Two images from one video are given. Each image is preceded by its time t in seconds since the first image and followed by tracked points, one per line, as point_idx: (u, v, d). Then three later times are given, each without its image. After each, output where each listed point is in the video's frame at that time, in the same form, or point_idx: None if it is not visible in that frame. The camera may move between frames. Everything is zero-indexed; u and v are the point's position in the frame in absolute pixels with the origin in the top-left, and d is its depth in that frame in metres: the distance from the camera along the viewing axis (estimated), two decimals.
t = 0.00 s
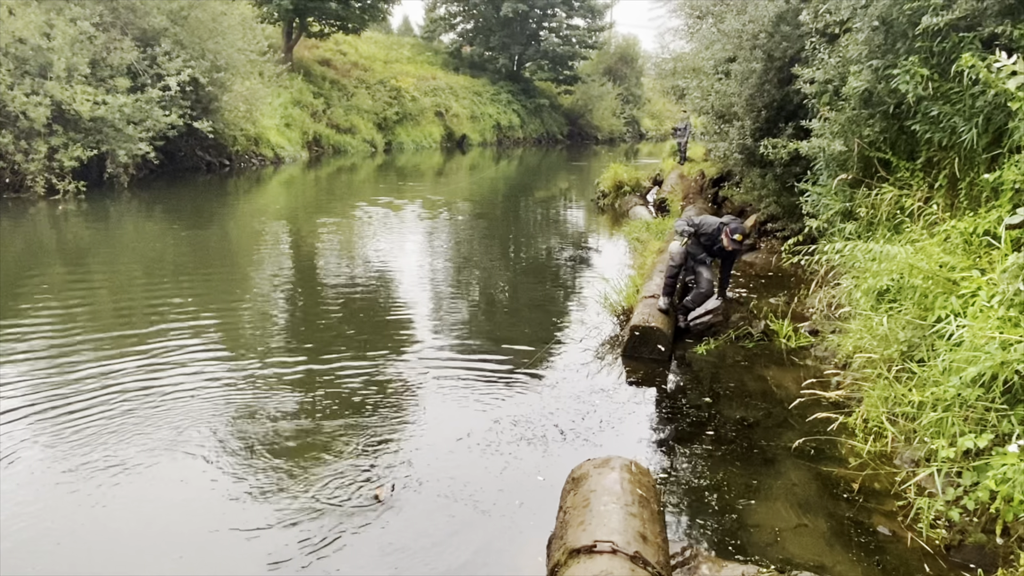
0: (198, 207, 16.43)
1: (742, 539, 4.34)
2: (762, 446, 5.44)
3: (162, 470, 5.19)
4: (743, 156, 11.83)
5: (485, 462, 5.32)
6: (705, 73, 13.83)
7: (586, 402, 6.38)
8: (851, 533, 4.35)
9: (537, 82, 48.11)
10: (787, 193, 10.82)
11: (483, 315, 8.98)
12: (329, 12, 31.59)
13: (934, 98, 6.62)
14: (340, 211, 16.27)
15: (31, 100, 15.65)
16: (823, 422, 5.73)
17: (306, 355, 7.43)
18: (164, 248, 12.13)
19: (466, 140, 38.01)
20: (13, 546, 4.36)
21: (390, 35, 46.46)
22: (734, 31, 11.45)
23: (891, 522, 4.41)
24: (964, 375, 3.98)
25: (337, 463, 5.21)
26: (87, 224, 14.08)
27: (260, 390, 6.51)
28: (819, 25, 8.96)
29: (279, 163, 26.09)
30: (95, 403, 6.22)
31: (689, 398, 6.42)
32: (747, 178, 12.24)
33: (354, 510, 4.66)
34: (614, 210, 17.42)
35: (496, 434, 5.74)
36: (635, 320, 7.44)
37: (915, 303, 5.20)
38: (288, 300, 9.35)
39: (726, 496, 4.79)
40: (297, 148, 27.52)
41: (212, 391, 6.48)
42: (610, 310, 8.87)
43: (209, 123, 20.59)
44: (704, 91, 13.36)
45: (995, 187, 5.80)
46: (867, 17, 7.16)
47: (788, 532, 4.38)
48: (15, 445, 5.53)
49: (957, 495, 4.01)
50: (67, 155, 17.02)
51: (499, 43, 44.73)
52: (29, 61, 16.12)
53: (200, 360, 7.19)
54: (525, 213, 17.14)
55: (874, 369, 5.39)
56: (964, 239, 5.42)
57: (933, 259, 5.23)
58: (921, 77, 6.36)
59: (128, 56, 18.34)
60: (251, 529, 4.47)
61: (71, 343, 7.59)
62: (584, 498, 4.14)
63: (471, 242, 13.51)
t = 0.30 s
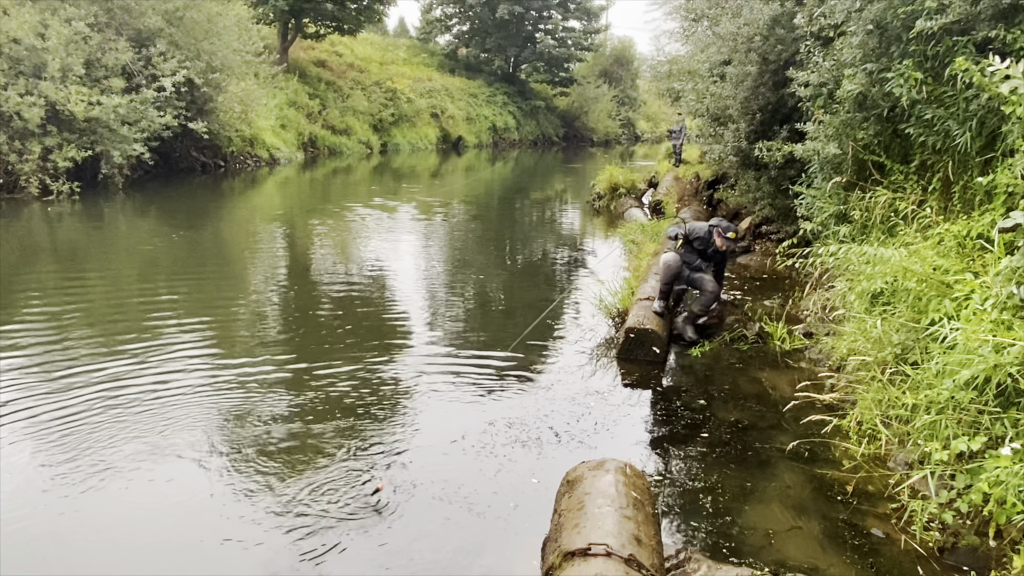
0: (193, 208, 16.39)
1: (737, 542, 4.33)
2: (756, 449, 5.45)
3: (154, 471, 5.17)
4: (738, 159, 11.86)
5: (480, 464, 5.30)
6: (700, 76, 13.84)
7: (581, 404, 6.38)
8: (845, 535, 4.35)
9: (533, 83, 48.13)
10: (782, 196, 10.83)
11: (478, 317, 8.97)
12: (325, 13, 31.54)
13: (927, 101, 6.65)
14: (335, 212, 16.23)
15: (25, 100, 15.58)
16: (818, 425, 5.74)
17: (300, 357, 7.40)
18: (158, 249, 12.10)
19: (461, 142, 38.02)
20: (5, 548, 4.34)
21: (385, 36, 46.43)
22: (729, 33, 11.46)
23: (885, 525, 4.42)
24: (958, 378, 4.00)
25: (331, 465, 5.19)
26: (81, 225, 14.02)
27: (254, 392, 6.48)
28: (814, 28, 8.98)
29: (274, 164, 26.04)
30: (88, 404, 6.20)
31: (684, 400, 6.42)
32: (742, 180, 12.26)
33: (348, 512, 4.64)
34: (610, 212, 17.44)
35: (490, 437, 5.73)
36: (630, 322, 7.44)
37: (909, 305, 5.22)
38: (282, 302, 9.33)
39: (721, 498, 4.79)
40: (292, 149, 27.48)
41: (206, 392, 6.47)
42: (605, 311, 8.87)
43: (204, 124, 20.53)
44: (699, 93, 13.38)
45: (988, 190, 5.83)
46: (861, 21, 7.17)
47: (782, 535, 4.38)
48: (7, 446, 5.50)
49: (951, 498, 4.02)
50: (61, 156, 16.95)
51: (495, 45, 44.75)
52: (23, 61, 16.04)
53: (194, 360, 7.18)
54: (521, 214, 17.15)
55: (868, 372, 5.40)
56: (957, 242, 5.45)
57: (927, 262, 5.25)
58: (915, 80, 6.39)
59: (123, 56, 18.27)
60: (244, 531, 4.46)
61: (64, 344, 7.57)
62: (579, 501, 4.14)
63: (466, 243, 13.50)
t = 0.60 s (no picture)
0: (188, 208, 16.34)
1: (732, 543, 4.34)
2: (752, 450, 5.45)
3: (150, 472, 5.16)
4: (734, 161, 11.89)
5: (475, 465, 5.30)
6: (696, 77, 13.86)
7: (577, 405, 6.38)
8: (840, 536, 4.36)
9: (529, 85, 48.15)
10: (778, 198, 10.86)
11: (474, 318, 8.97)
12: (321, 13, 31.49)
13: (923, 104, 6.68)
14: (331, 213, 16.20)
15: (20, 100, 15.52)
16: (813, 426, 5.76)
17: (296, 357, 7.39)
18: (154, 249, 12.07)
19: (457, 143, 38.03)
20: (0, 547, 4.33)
21: (382, 37, 46.39)
22: (726, 36, 11.48)
23: (880, 526, 4.43)
24: (953, 380, 4.03)
25: (327, 467, 5.18)
26: (76, 225, 13.97)
27: (250, 392, 6.47)
28: (810, 31, 9.00)
29: (270, 164, 26.00)
30: (83, 404, 6.19)
31: (680, 401, 6.43)
32: (738, 182, 12.28)
33: (344, 513, 4.63)
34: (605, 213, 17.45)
35: (486, 438, 5.73)
36: (626, 323, 7.45)
37: (904, 308, 5.25)
38: (278, 302, 9.31)
39: (717, 499, 4.80)
40: (288, 150, 27.43)
41: (202, 392, 6.46)
42: (601, 313, 8.88)
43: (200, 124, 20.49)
44: (695, 95, 13.40)
45: (983, 193, 5.87)
46: (857, 24, 7.19)
47: (777, 536, 4.39)
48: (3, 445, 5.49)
49: (945, 499, 4.03)
50: (56, 156, 16.89)
51: (491, 46, 44.75)
52: (18, 60, 15.98)
53: (190, 360, 7.17)
54: (517, 215, 17.16)
55: (863, 374, 5.42)
56: (952, 244, 5.48)
57: (922, 264, 5.29)
58: (910, 83, 6.43)
59: (119, 56, 18.21)
60: (239, 532, 4.44)
61: (60, 343, 7.55)
62: (575, 502, 4.14)
63: (462, 244, 13.50)
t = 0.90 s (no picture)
0: (183, 207, 16.29)
1: (727, 542, 4.35)
2: (747, 450, 5.47)
3: (145, 473, 5.13)
4: (729, 161, 11.92)
5: (470, 465, 5.29)
6: (692, 78, 13.88)
7: (573, 405, 6.38)
8: (835, 536, 4.37)
9: (525, 85, 48.13)
10: (773, 198, 10.90)
11: (470, 317, 8.97)
12: (317, 12, 31.42)
13: (918, 105, 6.70)
14: (326, 212, 16.15)
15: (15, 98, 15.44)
16: (808, 426, 5.77)
17: (291, 357, 7.36)
18: (149, 248, 12.02)
19: (453, 142, 38.00)
20: None
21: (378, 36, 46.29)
22: (721, 37, 11.49)
23: (874, 526, 4.44)
24: (947, 380, 4.05)
25: (322, 466, 5.17)
26: (71, 224, 13.91)
27: (245, 391, 6.45)
28: (806, 32, 9.03)
29: (265, 163, 25.93)
30: (77, 404, 6.15)
31: (675, 401, 6.44)
32: (734, 183, 12.31)
33: (339, 513, 4.62)
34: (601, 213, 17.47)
35: (482, 437, 5.72)
36: (622, 323, 7.47)
37: (898, 308, 5.27)
38: (273, 301, 9.29)
39: (712, 499, 4.81)
40: (283, 148, 27.34)
41: (197, 392, 6.44)
42: (597, 312, 8.89)
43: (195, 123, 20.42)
44: (691, 96, 13.43)
45: (977, 194, 5.89)
46: (852, 25, 7.22)
47: (772, 536, 4.40)
48: None
49: (939, 499, 4.05)
50: (51, 154, 16.81)
51: (488, 46, 44.69)
52: (12, 58, 15.90)
53: (185, 359, 7.15)
54: (513, 215, 17.15)
55: (857, 374, 5.42)
56: (946, 245, 5.51)
57: (917, 264, 5.32)
58: (905, 84, 6.45)
59: (114, 54, 18.13)
60: (234, 533, 4.43)
61: (53, 343, 7.51)
62: (571, 502, 4.14)
63: (458, 244, 13.49)
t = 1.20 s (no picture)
0: (179, 205, 16.24)
1: (722, 542, 4.35)
2: (742, 450, 5.47)
3: (140, 472, 5.11)
4: (726, 162, 11.95)
5: (466, 464, 5.29)
6: (689, 78, 13.89)
7: (569, 405, 6.38)
8: (830, 536, 4.37)
9: (522, 84, 48.12)
10: (769, 199, 10.94)
11: (466, 317, 8.96)
12: (314, 10, 31.37)
13: (913, 106, 6.71)
14: (322, 211, 16.12)
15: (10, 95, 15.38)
16: (803, 426, 5.78)
17: (287, 356, 7.34)
18: (144, 247, 11.99)
19: (450, 141, 37.98)
20: None
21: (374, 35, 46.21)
22: (718, 37, 11.50)
23: (869, 526, 4.45)
24: (942, 380, 4.07)
25: (317, 466, 5.16)
26: (66, 222, 13.86)
27: (241, 390, 6.43)
28: (802, 33, 9.03)
29: (261, 161, 25.88)
30: (72, 402, 6.12)
31: (671, 401, 6.44)
32: (730, 183, 12.34)
33: (334, 512, 4.61)
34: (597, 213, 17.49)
35: (477, 437, 5.72)
36: (618, 323, 7.47)
37: (894, 309, 5.30)
38: (269, 300, 9.26)
39: (707, 499, 4.81)
40: (280, 147, 27.28)
41: (191, 390, 6.43)
42: (593, 312, 8.88)
43: (191, 121, 20.36)
44: (688, 96, 13.43)
45: (973, 195, 5.92)
46: (848, 26, 7.24)
47: (767, 535, 4.41)
48: None
49: (933, 499, 4.06)
50: (46, 152, 16.75)
51: (485, 45, 44.62)
52: (8, 55, 15.83)
53: (179, 358, 7.13)
54: (509, 215, 17.15)
55: (853, 375, 5.44)
56: (942, 246, 5.54)
57: (912, 265, 5.34)
58: (901, 85, 6.47)
59: (109, 51, 18.05)
60: (230, 531, 4.42)
61: (47, 341, 7.48)
62: (567, 501, 4.14)
63: (454, 243, 13.46)
